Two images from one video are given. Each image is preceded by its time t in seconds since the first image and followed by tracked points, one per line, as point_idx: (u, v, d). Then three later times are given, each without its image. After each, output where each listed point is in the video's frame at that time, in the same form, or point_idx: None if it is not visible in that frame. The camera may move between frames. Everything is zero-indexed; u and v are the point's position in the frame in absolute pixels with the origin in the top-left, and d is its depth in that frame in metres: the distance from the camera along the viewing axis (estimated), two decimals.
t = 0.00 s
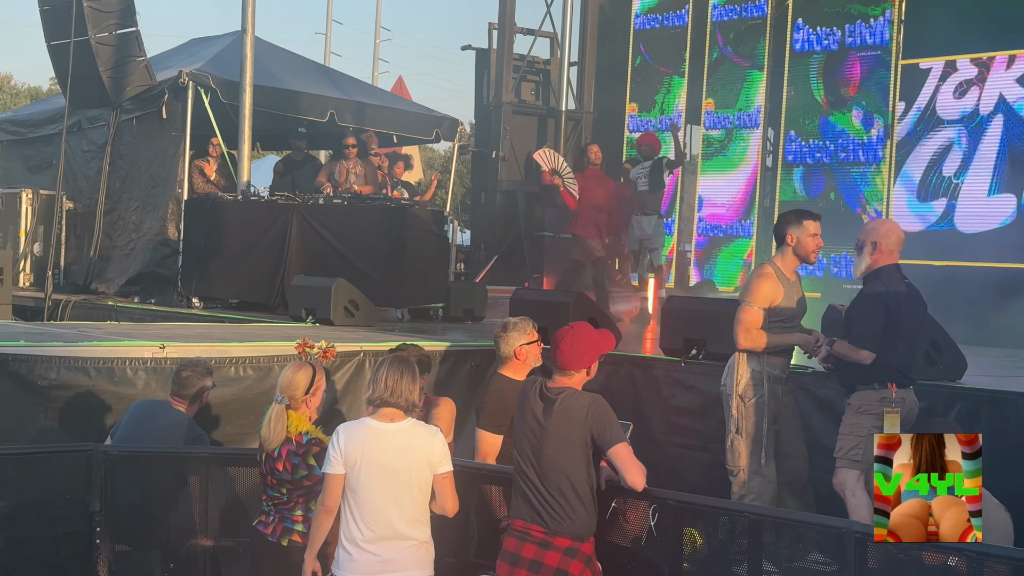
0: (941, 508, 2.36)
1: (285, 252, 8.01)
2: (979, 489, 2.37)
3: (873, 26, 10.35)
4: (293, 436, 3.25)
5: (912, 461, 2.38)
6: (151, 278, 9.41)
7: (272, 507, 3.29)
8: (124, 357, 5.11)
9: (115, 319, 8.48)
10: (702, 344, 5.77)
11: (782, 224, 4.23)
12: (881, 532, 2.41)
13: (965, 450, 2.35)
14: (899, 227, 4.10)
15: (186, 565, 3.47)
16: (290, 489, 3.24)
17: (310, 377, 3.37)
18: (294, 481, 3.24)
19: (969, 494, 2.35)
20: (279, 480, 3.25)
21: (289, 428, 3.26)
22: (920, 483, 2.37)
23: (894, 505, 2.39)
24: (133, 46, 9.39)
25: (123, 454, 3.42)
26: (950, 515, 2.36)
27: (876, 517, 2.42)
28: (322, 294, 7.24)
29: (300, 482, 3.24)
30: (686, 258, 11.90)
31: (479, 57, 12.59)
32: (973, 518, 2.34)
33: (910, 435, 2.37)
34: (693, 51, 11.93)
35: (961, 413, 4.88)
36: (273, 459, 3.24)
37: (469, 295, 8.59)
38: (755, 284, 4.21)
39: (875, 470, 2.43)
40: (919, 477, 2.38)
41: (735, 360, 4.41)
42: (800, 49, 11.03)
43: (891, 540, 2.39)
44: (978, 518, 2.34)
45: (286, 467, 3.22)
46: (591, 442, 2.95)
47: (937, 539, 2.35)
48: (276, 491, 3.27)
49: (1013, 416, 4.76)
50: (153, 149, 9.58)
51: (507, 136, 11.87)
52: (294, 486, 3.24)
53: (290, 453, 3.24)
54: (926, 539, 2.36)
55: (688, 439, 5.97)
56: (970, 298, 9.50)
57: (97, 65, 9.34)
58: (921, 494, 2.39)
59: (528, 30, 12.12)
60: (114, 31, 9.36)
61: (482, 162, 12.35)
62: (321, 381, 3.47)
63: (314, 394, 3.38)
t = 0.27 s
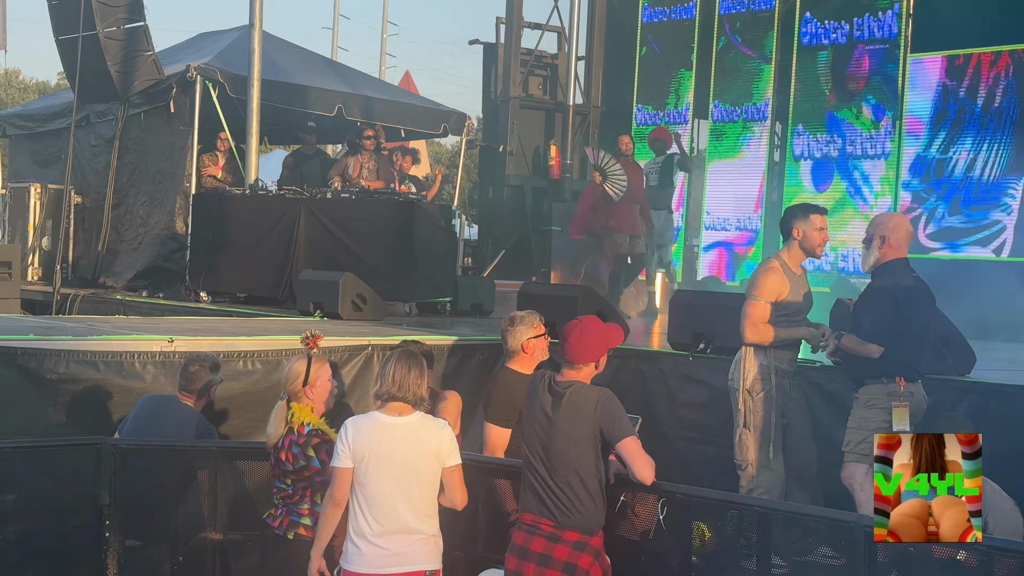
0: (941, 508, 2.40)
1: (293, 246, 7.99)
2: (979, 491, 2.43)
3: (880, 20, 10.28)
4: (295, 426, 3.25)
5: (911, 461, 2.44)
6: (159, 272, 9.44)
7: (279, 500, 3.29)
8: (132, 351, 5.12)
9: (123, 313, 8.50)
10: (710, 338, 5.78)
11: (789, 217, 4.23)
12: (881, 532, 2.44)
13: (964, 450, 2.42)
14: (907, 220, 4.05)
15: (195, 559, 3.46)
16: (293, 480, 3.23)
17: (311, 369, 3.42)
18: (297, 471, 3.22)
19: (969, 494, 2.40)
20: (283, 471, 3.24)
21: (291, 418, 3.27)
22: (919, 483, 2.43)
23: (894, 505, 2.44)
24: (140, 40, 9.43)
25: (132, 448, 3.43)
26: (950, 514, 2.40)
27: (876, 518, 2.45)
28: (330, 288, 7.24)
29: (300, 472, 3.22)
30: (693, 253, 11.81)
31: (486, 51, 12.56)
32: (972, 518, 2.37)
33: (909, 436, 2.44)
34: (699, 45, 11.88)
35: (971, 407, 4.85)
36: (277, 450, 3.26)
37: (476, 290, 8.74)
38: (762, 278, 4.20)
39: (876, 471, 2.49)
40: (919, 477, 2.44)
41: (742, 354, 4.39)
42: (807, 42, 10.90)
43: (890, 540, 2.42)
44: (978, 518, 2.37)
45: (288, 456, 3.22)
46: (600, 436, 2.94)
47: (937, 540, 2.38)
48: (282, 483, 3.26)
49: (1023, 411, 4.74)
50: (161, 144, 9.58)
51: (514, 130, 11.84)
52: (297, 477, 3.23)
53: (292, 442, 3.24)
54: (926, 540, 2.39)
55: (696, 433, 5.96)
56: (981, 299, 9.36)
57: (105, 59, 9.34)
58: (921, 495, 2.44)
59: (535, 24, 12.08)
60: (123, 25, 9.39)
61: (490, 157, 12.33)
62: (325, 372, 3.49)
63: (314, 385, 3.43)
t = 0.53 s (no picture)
0: (941, 508, 2.41)
1: (302, 243, 7.98)
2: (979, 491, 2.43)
3: (891, 15, 10.14)
4: (299, 423, 3.24)
5: (911, 461, 2.44)
6: (168, 269, 9.46)
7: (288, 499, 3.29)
8: (141, 347, 5.11)
9: (132, 310, 8.52)
10: (720, 335, 5.73)
11: (795, 215, 4.19)
12: (881, 532, 2.43)
13: (964, 450, 2.42)
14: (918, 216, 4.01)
15: (204, 556, 3.45)
16: (298, 478, 3.23)
17: (320, 365, 3.34)
18: (300, 469, 3.23)
19: (969, 494, 2.41)
20: (289, 469, 3.25)
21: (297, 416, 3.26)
22: (919, 483, 2.43)
23: (894, 505, 2.44)
24: (150, 36, 9.47)
25: (141, 445, 3.42)
26: (950, 514, 2.40)
27: (876, 517, 2.44)
28: (339, 285, 7.23)
29: (302, 469, 3.22)
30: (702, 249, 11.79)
31: (495, 47, 12.52)
32: (973, 517, 2.38)
33: (910, 436, 2.43)
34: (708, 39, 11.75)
35: (981, 405, 4.81)
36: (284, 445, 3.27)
37: (485, 286, 8.69)
38: (770, 276, 4.16)
39: (876, 471, 2.48)
40: (919, 477, 2.43)
41: (751, 351, 4.35)
42: (817, 39, 10.86)
43: (890, 540, 2.41)
44: (977, 518, 2.38)
45: (291, 454, 3.24)
46: (610, 433, 2.91)
47: (937, 539, 2.39)
48: (289, 481, 3.27)
49: None
50: (169, 141, 9.58)
51: (523, 126, 11.79)
52: (301, 474, 3.23)
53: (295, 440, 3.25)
54: (926, 539, 2.40)
55: (705, 431, 5.92)
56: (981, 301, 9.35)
57: (114, 55, 9.34)
58: (921, 494, 2.44)
59: (544, 20, 12.03)
60: (132, 21, 9.42)
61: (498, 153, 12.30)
62: (335, 369, 3.39)
63: (323, 382, 3.34)
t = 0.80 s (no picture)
0: (941, 508, 2.29)
1: (310, 240, 7.99)
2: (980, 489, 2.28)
3: (898, 12, 10.10)
4: (304, 419, 3.25)
5: (912, 461, 2.27)
6: (176, 266, 9.49)
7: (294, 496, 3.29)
8: (148, 344, 5.14)
9: (140, 307, 8.55)
10: (727, 333, 5.71)
11: (800, 210, 4.15)
12: (881, 532, 2.35)
13: (964, 450, 2.25)
14: (922, 215, 4.01)
15: (211, 552, 3.46)
16: (303, 474, 3.23)
17: (326, 361, 3.38)
18: (303, 465, 3.23)
19: (970, 494, 2.26)
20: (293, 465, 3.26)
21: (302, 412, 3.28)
22: (920, 483, 2.27)
23: (894, 505, 2.32)
24: (158, 35, 9.41)
25: (148, 441, 3.43)
26: (950, 514, 2.29)
27: (875, 517, 2.36)
28: (346, 282, 7.24)
29: (305, 465, 3.22)
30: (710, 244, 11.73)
31: (503, 45, 12.52)
32: (973, 517, 2.27)
33: (910, 435, 2.26)
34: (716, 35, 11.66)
35: (989, 402, 4.78)
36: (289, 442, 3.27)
37: (493, 284, 8.57)
38: (775, 272, 4.15)
39: (875, 471, 2.32)
40: (919, 477, 2.28)
41: (757, 347, 4.32)
42: (824, 35, 10.79)
43: (890, 540, 2.35)
44: (978, 518, 2.27)
45: (294, 449, 3.24)
46: (616, 430, 2.91)
47: (937, 539, 2.30)
48: (294, 478, 3.27)
49: None
50: (177, 138, 9.60)
51: (531, 124, 11.77)
52: (304, 471, 3.23)
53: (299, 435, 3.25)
54: (926, 539, 2.31)
55: (712, 428, 5.91)
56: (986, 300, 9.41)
57: (122, 53, 9.38)
58: (922, 494, 2.29)
59: (552, 18, 12.01)
60: (140, 20, 9.43)
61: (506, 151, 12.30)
62: (340, 364, 3.43)
63: (329, 377, 3.38)
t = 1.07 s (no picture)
0: (941, 508, 2.30)
1: (314, 242, 7.98)
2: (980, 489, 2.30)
3: (903, 13, 10.09)
4: (308, 418, 3.25)
5: (911, 461, 2.28)
6: (181, 267, 9.50)
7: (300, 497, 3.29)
8: (153, 345, 5.14)
9: (144, 307, 8.57)
10: (732, 333, 5.69)
11: (802, 211, 4.14)
12: (881, 532, 2.36)
13: (964, 450, 2.27)
14: (920, 218, 4.01)
15: (216, 552, 3.46)
16: (308, 475, 3.24)
17: (331, 362, 3.44)
18: (308, 464, 3.22)
19: (969, 495, 2.27)
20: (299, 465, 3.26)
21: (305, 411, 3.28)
22: (919, 483, 2.29)
23: (894, 505, 2.33)
24: (163, 36, 9.50)
25: (152, 441, 3.43)
26: (951, 515, 2.29)
27: (876, 517, 2.36)
28: (351, 283, 7.24)
29: (310, 464, 3.22)
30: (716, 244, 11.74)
31: (508, 46, 12.51)
32: (973, 518, 2.28)
33: (910, 435, 2.28)
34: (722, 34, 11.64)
35: (995, 402, 4.76)
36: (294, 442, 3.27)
37: (498, 285, 8.55)
38: (778, 272, 4.13)
39: (875, 471, 2.33)
40: (919, 477, 2.29)
41: (760, 348, 4.33)
42: (830, 35, 10.80)
43: (890, 540, 2.35)
44: (978, 518, 2.28)
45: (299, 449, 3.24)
46: (620, 430, 2.90)
47: (937, 540, 2.31)
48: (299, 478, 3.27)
49: None
50: (181, 139, 9.61)
51: (535, 125, 11.76)
52: (310, 470, 3.23)
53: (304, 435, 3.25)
54: (926, 539, 2.32)
55: (717, 428, 5.89)
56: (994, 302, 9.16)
57: (127, 54, 9.41)
58: (922, 494, 2.31)
59: (556, 19, 12.00)
60: (145, 21, 9.46)
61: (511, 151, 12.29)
62: (344, 365, 3.50)
63: (333, 378, 3.43)
